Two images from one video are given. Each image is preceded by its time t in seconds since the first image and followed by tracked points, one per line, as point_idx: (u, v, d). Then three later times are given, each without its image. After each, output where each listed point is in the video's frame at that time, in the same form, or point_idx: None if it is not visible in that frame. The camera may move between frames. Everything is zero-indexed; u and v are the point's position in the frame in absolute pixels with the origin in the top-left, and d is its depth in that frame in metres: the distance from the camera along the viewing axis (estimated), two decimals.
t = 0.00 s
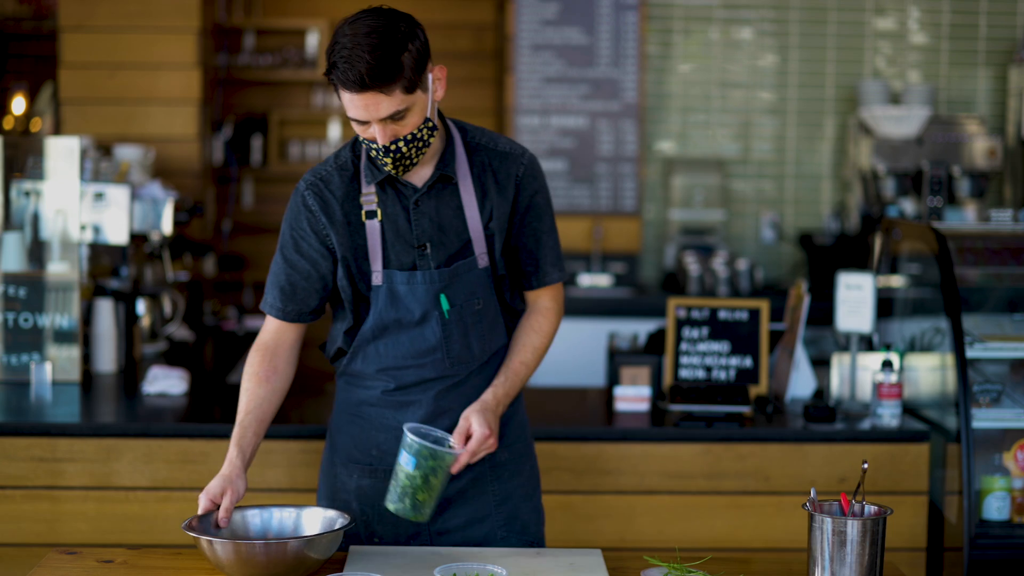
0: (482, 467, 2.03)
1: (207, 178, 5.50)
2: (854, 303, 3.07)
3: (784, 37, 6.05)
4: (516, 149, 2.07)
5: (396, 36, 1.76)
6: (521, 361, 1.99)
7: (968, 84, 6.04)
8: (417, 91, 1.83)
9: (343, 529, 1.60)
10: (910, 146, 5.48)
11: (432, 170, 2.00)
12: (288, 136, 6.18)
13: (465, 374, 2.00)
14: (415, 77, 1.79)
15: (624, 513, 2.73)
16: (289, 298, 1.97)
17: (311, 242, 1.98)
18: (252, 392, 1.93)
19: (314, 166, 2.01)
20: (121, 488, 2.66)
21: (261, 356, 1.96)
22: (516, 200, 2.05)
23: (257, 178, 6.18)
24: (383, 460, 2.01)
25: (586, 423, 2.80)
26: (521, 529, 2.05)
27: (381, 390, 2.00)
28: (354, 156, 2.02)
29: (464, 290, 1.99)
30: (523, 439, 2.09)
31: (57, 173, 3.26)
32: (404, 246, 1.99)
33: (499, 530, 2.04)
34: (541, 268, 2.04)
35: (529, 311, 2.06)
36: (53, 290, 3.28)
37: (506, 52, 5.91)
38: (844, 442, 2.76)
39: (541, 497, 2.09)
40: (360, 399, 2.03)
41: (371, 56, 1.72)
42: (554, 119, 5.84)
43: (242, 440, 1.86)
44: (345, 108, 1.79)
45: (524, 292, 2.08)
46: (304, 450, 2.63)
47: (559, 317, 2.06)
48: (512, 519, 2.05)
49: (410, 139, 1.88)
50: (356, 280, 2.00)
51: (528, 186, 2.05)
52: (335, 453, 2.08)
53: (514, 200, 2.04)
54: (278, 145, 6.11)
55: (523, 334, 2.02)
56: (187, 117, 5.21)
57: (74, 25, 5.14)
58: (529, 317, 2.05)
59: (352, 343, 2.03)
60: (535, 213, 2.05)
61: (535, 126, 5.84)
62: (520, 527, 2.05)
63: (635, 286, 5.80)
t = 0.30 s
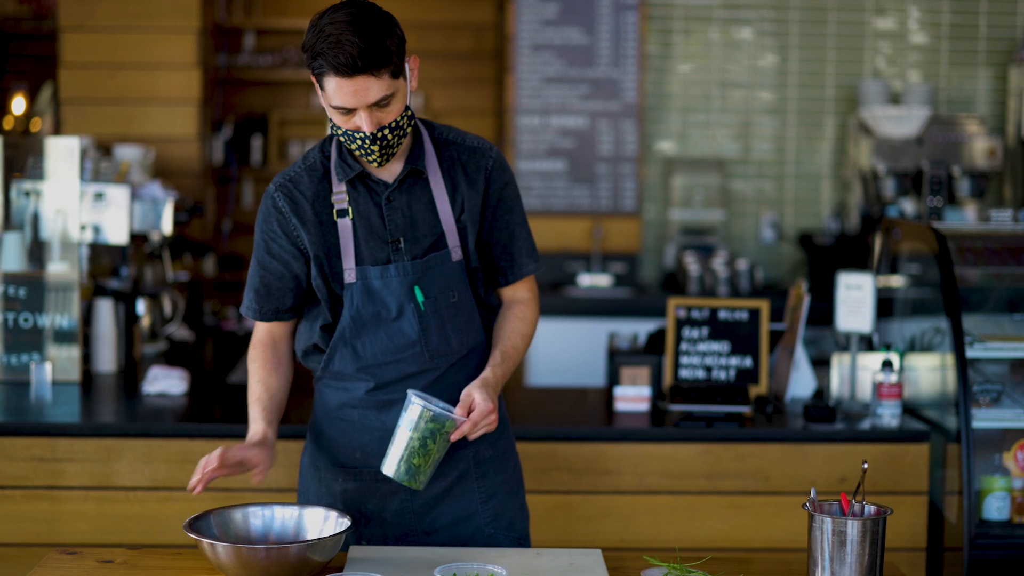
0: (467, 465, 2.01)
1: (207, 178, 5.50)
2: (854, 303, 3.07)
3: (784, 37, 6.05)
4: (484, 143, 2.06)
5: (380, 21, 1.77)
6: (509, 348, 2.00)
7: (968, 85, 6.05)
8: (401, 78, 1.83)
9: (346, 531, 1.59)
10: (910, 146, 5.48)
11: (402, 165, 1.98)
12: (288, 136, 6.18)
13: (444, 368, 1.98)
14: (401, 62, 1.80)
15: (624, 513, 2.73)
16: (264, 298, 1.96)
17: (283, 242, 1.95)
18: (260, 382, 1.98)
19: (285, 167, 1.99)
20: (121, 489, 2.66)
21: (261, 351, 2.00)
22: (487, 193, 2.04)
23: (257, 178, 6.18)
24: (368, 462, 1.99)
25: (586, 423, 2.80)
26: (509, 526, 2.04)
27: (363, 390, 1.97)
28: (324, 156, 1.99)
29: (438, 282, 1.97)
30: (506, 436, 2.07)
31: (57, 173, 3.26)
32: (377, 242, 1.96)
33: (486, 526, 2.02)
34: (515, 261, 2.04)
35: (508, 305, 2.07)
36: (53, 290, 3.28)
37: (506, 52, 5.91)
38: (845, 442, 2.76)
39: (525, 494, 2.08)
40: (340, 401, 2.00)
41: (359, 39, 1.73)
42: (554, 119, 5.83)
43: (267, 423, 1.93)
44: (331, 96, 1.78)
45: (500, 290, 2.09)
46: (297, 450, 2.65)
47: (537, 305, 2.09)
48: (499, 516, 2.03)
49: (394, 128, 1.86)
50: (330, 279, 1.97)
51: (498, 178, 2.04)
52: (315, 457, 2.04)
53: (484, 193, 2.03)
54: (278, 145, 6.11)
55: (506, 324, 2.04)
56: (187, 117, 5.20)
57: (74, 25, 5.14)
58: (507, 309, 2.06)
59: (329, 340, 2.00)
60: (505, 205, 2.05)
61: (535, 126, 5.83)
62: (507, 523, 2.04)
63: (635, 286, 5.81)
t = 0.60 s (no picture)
0: (467, 466, 1.99)
1: (207, 178, 5.50)
2: (854, 303, 3.07)
3: (784, 37, 6.04)
4: (484, 143, 2.08)
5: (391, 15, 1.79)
6: (523, 327, 2.02)
7: (968, 85, 6.05)
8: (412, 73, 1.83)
9: (347, 531, 1.59)
10: (910, 145, 5.48)
11: (405, 163, 1.98)
12: (288, 136, 6.18)
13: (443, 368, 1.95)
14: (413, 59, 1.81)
15: (624, 513, 2.73)
16: (267, 296, 1.91)
17: (288, 238, 1.91)
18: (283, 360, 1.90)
19: (285, 166, 1.95)
20: (121, 489, 2.66)
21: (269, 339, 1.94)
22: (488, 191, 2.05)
23: (257, 178, 6.18)
24: (368, 464, 1.95)
25: (586, 423, 2.80)
26: (509, 527, 2.02)
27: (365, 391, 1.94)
28: (325, 153, 1.96)
29: (436, 279, 1.95)
30: (506, 437, 2.06)
31: (57, 173, 3.26)
32: (379, 238, 1.95)
33: (486, 528, 2.00)
34: (516, 259, 2.06)
35: (507, 304, 2.08)
36: (53, 290, 3.28)
37: (506, 52, 5.91)
38: (844, 442, 2.76)
39: (524, 495, 2.06)
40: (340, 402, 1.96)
41: (374, 33, 1.73)
42: (554, 119, 5.83)
43: (323, 372, 1.85)
44: (344, 90, 1.78)
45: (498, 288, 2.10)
46: (297, 449, 2.66)
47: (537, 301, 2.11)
48: (499, 517, 2.01)
49: (405, 125, 1.86)
50: (330, 277, 1.95)
51: (499, 178, 2.06)
52: (313, 459, 2.00)
53: (486, 191, 2.04)
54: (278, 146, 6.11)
55: (511, 310, 2.06)
56: (187, 117, 5.20)
57: (74, 25, 5.14)
58: (508, 302, 2.08)
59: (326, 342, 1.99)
60: (507, 204, 2.06)
61: (535, 126, 5.83)
62: (506, 525, 2.02)
63: (635, 286, 5.81)
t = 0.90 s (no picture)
0: (479, 468, 1.97)
1: (207, 178, 5.49)
2: (854, 303, 3.08)
3: (784, 37, 6.05)
4: (498, 145, 2.08)
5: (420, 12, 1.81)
6: (529, 339, 2.03)
7: (968, 84, 6.05)
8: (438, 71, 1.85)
9: (345, 529, 1.59)
10: (910, 146, 5.48)
11: (420, 162, 1.98)
12: (288, 136, 6.19)
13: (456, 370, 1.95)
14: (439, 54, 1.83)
15: (623, 513, 2.73)
16: (285, 293, 1.89)
17: (305, 234, 1.90)
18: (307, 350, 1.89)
19: (301, 164, 1.95)
20: (121, 488, 2.66)
21: (288, 332, 1.92)
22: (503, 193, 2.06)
23: (256, 178, 6.19)
24: (380, 466, 1.94)
25: (586, 423, 2.81)
26: (520, 529, 2.01)
27: (378, 393, 1.93)
28: (341, 152, 1.97)
29: (450, 279, 1.95)
30: (516, 438, 2.05)
31: (58, 173, 3.27)
32: (393, 237, 1.94)
33: (498, 530, 1.99)
34: (531, 261, 2.08)
35: (516, 307, 2.10)
36: (54, 290, 3.28)
37: (506, 53, 5.91)
38: (844, 441, 2.76)
39: (535, 496, 2.05)
40: (353, 404, 1.95)
41: (407, 25, 1.76)
42: (554, 119, 5.84)
43: (361, 356, 1.85)
44: (372, 80, 1.78)
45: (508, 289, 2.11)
46: (298, 449, 2.66)
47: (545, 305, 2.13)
48: (511, 519, 2.00)
49: (429, 121, 1.86)
50: (344, 276, 1.93)
51: (514, 179, 2.06)
52: (325, 460, 1.99)
53: (500, 192, 2.05)
54: (277, 146, 6.11)
55: (521, 318, 2.07)
56: (187, 117, 5.21)
57: (74, 26, 5.13)
58: (518, 306, 2.10)
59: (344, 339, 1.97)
60: (521, 206, 2.07)
61: (535, 126, 5.84)
62: (518, 526, 2.00)
63: (635, 286, 5.82)
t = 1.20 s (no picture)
0: (488, 469, 1.97)
1: (207, 178, 5.49)
2: (854, 303, 3.08)
3: (784, 37, 6.05)
4: (515, 148, 2.08)
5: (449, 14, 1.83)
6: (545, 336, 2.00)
7: (968, 84, 6.05)
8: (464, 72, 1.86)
9: (348, 531, 1.59)
10: (910, 146, 5.48)
11: (437, 162, 1.98)
12: (288, 136, 6.19)
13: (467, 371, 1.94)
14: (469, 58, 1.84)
15: (623, 513, 2.73)
16: (294, 288, 1.89)
17: (317, 230, 1.91)
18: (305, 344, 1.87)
19: (317, 158, 1.95)
20: (121, 489, 2.66)
21: (291, 328, 1.90)
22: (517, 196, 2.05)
23: (256, 178, 6.19)
24: (390, 466, 1.94)
25: (586, 423, 2.81)
26: (528, 530, 2.00)
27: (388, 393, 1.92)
28: (358, 148, 1.96)
29: (462, 280, 1.94)
30: (527, 439, 2.03)
31: (57, 173, 3.27)
32: (408, 236, 1.94)
33: (507, 531, 1.99)
34: (543, 266, 2.06)
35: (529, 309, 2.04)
36: (53, 290, 3.28)
37: (506, 53, 5.91)
38: (844, 441, 2.76)
39: (544, 496, 2.05)
40: (363, 404, 1.94)
41: (443, 25, 1.77)
42: (554, 120, 5.84)
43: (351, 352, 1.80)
44: (405, 78, 1.78)
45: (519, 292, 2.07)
46: (298, 449, 2.66)
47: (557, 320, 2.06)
48: (519, 520, 2.00)
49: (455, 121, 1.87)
50: (358, 275, 1.94)
51: (530, 183, 2.06)
52: (333, 460, 1.98)
53: (515, 195, 2.05)
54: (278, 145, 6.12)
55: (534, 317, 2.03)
56: (187, 117, 5.21)
57: (74, 26, 5.13)
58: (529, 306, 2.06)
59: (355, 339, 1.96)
60: (535, 210, 2.07)
61: (535, 126, 5.84)
62: (526, 528, 2.00)
63: (635, 286, 5.82)
